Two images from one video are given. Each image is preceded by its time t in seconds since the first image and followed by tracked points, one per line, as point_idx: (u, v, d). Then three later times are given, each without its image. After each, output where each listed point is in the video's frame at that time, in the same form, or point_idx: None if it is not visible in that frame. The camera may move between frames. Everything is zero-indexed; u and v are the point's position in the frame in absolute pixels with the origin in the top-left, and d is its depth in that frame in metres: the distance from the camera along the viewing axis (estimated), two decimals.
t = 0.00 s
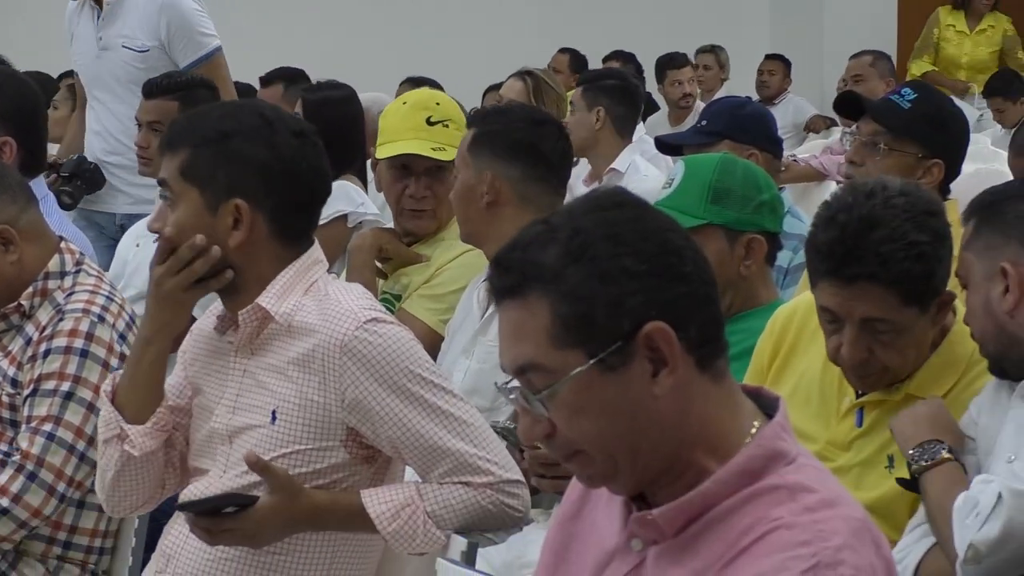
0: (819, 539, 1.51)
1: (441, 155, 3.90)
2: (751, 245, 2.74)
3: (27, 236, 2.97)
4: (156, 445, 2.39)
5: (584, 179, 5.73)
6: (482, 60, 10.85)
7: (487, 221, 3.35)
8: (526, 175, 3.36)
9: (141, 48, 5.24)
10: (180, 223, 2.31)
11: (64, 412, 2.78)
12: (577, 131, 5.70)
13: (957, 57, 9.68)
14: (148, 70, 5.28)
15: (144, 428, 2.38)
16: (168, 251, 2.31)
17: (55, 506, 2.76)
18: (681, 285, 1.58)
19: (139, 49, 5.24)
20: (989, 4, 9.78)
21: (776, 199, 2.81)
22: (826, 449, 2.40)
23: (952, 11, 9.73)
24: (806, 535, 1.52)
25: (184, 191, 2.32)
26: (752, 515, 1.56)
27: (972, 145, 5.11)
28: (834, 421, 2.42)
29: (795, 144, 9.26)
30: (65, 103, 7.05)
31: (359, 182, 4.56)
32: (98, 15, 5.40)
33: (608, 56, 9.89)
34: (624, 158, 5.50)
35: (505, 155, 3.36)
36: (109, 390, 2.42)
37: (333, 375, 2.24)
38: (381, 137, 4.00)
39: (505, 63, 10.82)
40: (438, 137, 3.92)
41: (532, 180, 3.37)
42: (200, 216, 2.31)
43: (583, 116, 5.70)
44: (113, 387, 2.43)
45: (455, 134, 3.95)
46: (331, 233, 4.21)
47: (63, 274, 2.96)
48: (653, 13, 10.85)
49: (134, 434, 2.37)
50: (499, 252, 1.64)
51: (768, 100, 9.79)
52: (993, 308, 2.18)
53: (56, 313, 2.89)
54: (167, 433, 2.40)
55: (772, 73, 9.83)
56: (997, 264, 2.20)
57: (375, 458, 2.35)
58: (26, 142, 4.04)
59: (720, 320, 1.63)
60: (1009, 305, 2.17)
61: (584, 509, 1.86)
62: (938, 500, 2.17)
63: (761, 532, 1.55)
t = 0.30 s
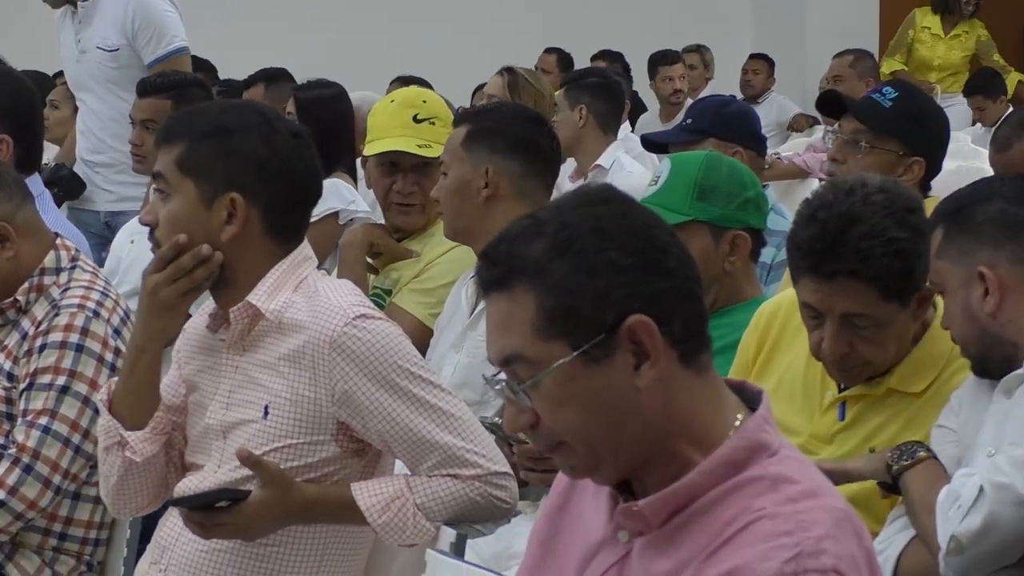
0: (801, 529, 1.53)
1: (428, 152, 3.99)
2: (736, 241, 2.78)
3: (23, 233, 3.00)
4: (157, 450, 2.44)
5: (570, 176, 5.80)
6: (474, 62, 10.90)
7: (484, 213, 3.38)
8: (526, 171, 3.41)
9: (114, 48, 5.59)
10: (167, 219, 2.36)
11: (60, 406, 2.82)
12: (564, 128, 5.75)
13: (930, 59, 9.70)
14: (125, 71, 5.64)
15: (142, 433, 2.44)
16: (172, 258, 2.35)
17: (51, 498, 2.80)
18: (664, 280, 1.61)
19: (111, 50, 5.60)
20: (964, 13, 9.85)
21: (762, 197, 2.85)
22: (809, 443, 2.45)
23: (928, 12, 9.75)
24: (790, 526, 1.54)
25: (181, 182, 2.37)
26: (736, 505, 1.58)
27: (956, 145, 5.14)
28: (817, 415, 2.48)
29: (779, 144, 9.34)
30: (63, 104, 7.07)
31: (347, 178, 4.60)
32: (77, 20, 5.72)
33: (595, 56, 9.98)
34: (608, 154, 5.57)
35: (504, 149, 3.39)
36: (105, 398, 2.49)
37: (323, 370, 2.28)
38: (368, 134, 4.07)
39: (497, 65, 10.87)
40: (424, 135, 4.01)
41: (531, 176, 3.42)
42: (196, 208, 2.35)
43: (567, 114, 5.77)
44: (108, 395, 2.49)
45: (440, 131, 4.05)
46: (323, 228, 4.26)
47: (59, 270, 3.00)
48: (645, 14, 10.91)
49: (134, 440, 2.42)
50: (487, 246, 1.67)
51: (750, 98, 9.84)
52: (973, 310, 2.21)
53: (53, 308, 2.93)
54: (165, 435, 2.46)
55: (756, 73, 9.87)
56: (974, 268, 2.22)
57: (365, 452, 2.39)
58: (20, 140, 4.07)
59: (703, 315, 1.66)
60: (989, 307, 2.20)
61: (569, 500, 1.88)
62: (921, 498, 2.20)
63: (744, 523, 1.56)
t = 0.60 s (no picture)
0: (789, 527, 1.57)
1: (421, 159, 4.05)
2: (725, 245, 2.84)
3: (26, 237, 3.05)
4: (167, 462, 2.48)
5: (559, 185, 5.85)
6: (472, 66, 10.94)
7: (484, 217, 3.43)
8: (524, 176, 3.46)
9: (74, 68, 5.44)
10: (174, 219, 2.40)
11: (62, 406, 2.87)
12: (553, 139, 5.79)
13: (919, 68, 9.75)
14: (87, 89, 5.46)
15: (154, 444, 2.47)
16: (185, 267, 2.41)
17: (52, 497, 2.85)
18: (653, 284, 1.65)
19: (73, 69, 5.44)
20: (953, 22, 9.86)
21: (750, 202, 2.92)
22: (796, 443, 2.50)
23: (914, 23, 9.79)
24: (778, 523, 1.58)
25: (191, 182, 2.42)
26: (726, 504, 1.62)
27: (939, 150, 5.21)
28: (803, 416, 2.52)
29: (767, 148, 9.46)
30: (53, 112, 7.16)
31: (346, 185, 4.69)
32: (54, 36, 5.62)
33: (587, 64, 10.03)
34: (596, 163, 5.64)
35: (504, 154, 3.45)
36: (117, 408, 2.52)
37: (321, 371, 2.32)
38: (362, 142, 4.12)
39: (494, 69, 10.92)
40: (418, 142, 4.06)
41: (528, 182, 3.47)
42: (205, 207, 2.40)
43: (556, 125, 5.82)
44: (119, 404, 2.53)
45: (433, 138, 4.10)
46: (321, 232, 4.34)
47: (61, 274, 3.05)
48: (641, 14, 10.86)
49: (146, 451, 2.45)
50: (479, 250, 1.71)
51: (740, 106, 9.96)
52: (960, 310, 2.26)
53: (54, 310, 2.97)
54: (173, 444, 2.50)
55: (744, 80, 10.00)
56: (962, 267, 2.27)
57: (363, 452, 2.43)
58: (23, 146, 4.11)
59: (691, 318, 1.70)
60: (976, 307, 2.24)
61: (561, 498, 1.93)
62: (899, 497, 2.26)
63: (734, 521, 1.60)
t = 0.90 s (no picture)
0: (772, 524, 1.60)
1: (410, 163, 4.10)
2: (710, 246, 2.91)
3: (24, 239, 3.10)
4: (159, 463, 2.52)
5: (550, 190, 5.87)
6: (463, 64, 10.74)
7: (474, 220, 3.48)
8: (513, 180, 3.51)
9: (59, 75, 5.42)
10: (177, 221, 2.43)
11: (58, 404, 2.91)
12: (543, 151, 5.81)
13: (914, 83, 9.87)
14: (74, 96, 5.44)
15: (146, 446, 2.51)
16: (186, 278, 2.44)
17: (49, 494, 2.90)
18: (641, 284, 1.69)
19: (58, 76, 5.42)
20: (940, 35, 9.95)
21: (734, 204, 3.00)
22: (778, 440, 2.55)
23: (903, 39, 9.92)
24: (761, 520, 1.61)
25: (195, 185, 2.45)
26: (709, 501, 1.66)
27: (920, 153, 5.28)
28: (786, 414, 2.57)
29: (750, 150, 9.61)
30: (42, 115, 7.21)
31: (339, 185, 4.83)
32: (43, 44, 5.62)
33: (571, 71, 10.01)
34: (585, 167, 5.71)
35: (494, 158, 3.49)
36: (111, 411, 2.55)
37: (313, 370, 2.37)
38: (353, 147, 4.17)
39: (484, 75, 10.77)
40: (407, 147, 4.11)
41: (517, 186, 3.52)
42: (209, 210, 2.43)
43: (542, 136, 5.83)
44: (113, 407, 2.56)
45: (423, 143, 4.15)
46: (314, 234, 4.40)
47: (58, 274, 3.09)
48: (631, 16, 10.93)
49: (140, 453, 2.50)
50: (470, 250, 1.75)
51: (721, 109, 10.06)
52: (945, 307, 2.31)
53: (52, 310, 3.02)
54: (167, 445, 2.54)
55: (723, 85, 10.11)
56: (948, 265, 2.32)
57: (353, 449, 2.48)
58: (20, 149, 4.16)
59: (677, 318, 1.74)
60: (961, 303, 2.29)
61: (547, 496, 1.97)
62: (873, 496, 2.32)
63: (718, 518, 1.64)
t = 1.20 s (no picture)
0: (755, 518, 1.64)
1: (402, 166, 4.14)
2: (693, 246, 2.97)
3: (22, 239, 3.15)
4: (153, 462, 2.57)
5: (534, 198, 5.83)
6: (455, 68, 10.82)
7: (463, 221, 3.53)
8: (503, 183, 3.56)
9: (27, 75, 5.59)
10: (180, 225, 2.48)
11: (54, 401, 2.95)
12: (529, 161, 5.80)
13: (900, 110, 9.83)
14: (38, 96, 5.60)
15: (139, 446, 2.55)
16: (179, 281, 2.48)
17: (45, 489, 2.95)
18: (630, 281, 1.73)
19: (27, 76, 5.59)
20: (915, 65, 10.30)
21: (719, 206, 3.05)
22: (762, 437, 2.60)
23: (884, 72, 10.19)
24: (744, 515, 1.65)
25: (198, 188, 2.50)
26: (693, 496, 1.69)
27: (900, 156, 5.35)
28: (769, 412, 2.62)
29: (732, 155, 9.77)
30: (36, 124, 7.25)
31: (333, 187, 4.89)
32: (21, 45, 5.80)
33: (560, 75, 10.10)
34: (571, 171, 5.80)
35: (484, 162, 3.54)
36: (104, 412, 2.59)
37: (305, 368, 2.42)
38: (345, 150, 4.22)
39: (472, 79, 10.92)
40: (399, 150, 4.15)
41: (507, 189, 3.57)
42: (214, 212, 2.49)
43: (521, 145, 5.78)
44: (106, 407, 2.61)
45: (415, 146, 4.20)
46: (306, 235, 4.45)
47: (54, 274, 3.14)
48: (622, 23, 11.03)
49: (133, 453, 2.54)
50: (465, 242, 1.79)
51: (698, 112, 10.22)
52: (923, 308, 2.36)
53: (48, 309, 3.07)
54: (160, 444, 2.59)
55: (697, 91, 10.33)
56: (925, 267, 2.37)
57: (344, 446, 2.52)
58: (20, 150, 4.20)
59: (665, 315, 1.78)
60: (938, 304, 2.34)
61: (537, 489, 1.99)
62: (855, 499, 2.36)
63: (702, 512, 1.67)
